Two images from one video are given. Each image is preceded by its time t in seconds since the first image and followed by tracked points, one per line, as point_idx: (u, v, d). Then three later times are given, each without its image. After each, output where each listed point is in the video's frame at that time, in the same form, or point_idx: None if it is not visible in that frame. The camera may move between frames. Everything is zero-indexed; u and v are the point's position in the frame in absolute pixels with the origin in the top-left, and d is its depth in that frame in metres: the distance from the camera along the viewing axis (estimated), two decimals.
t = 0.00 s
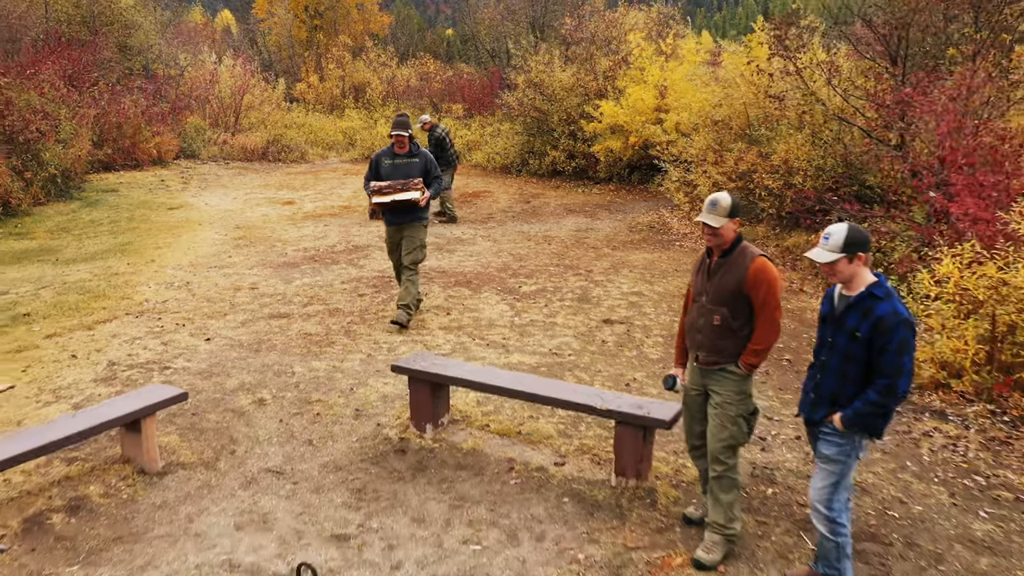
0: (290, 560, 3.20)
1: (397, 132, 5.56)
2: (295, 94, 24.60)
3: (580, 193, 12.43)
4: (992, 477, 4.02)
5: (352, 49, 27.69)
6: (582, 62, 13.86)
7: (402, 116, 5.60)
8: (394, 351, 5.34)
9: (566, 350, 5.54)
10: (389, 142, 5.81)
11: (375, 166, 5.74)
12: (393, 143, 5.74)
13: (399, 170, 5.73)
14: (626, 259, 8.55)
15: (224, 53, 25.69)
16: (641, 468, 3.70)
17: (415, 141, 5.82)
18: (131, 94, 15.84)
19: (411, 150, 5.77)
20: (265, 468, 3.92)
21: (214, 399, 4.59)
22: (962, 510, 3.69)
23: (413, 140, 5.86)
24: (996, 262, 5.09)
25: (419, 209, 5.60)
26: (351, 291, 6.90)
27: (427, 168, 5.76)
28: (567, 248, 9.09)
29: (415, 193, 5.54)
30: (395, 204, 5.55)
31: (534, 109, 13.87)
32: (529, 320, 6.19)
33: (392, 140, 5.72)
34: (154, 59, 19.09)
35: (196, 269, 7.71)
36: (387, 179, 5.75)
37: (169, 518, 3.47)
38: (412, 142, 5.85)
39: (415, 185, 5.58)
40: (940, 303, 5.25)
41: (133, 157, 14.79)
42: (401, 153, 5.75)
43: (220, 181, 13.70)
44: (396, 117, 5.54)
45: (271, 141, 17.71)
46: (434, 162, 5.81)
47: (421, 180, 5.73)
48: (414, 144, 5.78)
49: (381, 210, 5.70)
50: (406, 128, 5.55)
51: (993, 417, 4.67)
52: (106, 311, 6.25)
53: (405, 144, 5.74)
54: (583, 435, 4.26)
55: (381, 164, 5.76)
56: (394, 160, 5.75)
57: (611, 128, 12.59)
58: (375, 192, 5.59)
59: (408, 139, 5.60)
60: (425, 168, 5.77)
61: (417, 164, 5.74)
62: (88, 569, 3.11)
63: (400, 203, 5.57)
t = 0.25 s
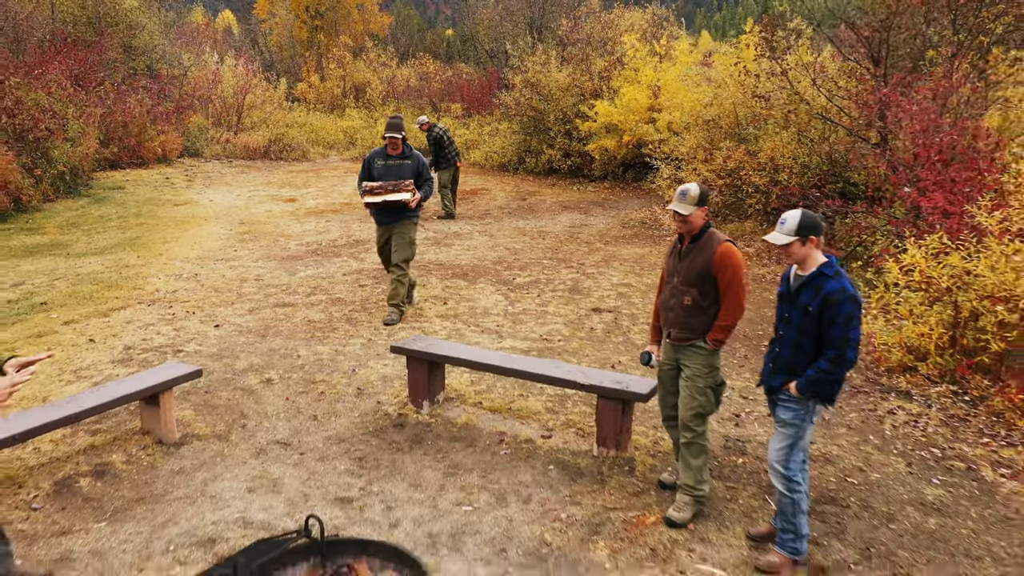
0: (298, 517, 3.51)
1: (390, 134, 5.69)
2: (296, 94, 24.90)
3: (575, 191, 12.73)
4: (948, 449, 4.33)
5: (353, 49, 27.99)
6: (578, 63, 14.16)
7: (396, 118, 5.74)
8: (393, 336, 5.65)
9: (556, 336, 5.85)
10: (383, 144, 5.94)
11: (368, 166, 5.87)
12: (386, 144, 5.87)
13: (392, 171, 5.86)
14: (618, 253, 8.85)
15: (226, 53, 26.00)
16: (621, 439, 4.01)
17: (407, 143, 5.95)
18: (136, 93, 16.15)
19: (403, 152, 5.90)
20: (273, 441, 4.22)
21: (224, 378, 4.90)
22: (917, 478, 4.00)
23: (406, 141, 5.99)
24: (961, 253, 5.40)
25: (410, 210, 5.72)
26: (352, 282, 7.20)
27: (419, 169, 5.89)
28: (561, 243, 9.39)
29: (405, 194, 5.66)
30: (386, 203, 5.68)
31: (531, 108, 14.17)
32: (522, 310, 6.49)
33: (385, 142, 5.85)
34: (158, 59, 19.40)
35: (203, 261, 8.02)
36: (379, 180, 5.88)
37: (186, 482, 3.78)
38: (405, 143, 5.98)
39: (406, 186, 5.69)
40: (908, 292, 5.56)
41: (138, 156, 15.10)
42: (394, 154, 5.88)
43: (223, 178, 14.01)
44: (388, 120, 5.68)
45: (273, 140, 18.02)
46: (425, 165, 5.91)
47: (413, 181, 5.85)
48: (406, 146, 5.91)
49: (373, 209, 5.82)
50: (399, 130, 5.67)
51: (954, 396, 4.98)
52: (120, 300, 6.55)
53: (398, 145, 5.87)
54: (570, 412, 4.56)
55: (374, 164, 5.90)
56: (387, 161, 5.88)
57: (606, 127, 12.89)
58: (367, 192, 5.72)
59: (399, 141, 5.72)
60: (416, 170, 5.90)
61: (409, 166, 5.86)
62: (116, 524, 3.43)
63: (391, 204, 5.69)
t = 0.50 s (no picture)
0: (304, 481, 3.83)
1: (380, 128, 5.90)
2: (297, 94, 25.22)
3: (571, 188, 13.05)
4: (908, 425, 4.65)
5: (353, 50, 28.29)
6: (574, 63, 14.48)
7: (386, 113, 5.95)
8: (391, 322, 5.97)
9: (546, 323, 6.17)
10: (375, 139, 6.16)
11: (361, 160, 6.08)
12: (378, 139, 6.09)
13: (383, 165, 6.06)
14: (609, 248, 9.17)
15: (228, 54, 26.32)
16: (603, 413, 4.34)
17: (399, 138, 6.17)
18: (141, 93, 16.48)
19: (394, 146, 6.10)
20: (280, 416, 4.54)
21: (234, 361, 5.21)
22: (877, 449, 4.33)
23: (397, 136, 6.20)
24: (928, 244, 5.73)
25: (400, 203, 5.89)
26: (353, 274, 7.52)
27: (410, 163, 6.08)
28: (555, 238, 9.71)
29: (396, 187, 5.84)
30: (377, 197, 5.84)
31: (527, 108, 14.48)
32: (515, 300, 6.81)
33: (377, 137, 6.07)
34: (162, 59, 19.72)
35: (210, 255, 8.34)
36: (371, 174, 6.08)
37: (201, 452, 4.10)
38: (397, 139, 6.19)
39: (396, 179, 5.87)
40: (879, 281, 5.88)
41: (143, 155, 15.43)
42: (386, 149, 6.09)
43: (227, 177, 14.33)
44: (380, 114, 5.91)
45: (275, 139, 18.34)
46: (417, 158, 6.11)
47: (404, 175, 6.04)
48: (397, 140, 6.12)
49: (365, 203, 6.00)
50: (389, 124, 5.89)
51: (919, 378, 5.31)
52: (131, 290, 6.87)
53: (389, 140, 6.08)
54: (557, 391, 4.88)
55: (366, 159, 6.11)
56: (379, 155, 6.09)
57: (600, 127, 13.21)
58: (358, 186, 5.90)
59: (390, 135, 5.93)
60: (407, 164, 6.10)
61: (400, 160, 6.07)
62: (139, 487, 3.75)
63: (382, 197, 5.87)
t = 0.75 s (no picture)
0: (310, 450, 4.17)
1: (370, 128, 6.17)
2: (298, 94, 25.55)
3: (566, 186, 13.39)
4: (872, 403, 4.99)
5: (353, 50, 28.62)
6: (570, 64, 14.82)
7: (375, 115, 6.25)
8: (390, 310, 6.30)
9: (537, 312, 6.50)
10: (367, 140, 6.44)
11: (353, 160, 6.36)
12: (370, 139, 6.38)
13: (374, 164, 6.34)
14: (601, 243, 9.50)
15: (230, 54, 26.66)
16: (587, 391, 4.67)
17: (389, 138, 6.47)
18: (146, 93, 16.83)
19: (384, 146, 6.39)
20: (287, 395, 4.87)
21: (242, 345, 5.55)
22: (841, 425, 4.66)
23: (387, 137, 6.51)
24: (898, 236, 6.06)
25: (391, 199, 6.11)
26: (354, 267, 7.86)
27: (400, 161, 6.37)
28: (550, 233, 10.05)
29: (386, 184, 6.06)
30: (368, 195, 6.07)
31: (524, 107, 14.81)
32: (509, 290, 7.14)
33: (367, 137, 6.37)
34: (165, 60, 20.07)
35: (216, 249, 8.67)
36: (363, 173, 6.35)
37: (214, 426, 4.43)
38: (387, 139, 6.49)
39: (386, 177, 6.09)
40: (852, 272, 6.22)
41: (148, 153, 15.77)
42: (376, 148, 6.38)
43: (230, 175, 14.67)
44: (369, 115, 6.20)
45: (277, 138, 18.68)
46: (407, 156, 6.40)
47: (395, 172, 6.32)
48: (387, 140, 6.42)
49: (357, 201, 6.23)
50: (379, 124, 6.19)
51: (886, 362, 5.64)
52: (143, 281, 7.21)
53: (380, 140, 6.37)
54: (546, 372, 5.21)
55: (358, 159, 6.39)
56: (370, 155, 6.37)
57: (595, 126, 13.55)
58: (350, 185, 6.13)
59: (382, 134, 6.21)
60: (398, 162, 6.39)
61: (390, 158, 6.35)
62: (158, 455, 4.08)
63: (373, 194, 6.10)
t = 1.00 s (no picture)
0: (315, 422, 4.52)
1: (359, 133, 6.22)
2: (299, 94, 25.90)
3: (561, 184, 13.74)
4: (839, 383, 5.34)
5: (354, 50, 28.97)
6: (565, 65, 15.16)
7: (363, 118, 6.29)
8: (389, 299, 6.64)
9: (529, 301, 6.84)
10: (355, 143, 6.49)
11: (343, 164, 6.43)
12: (358, 143, 6.43)
13: (364, 167, 6.42)
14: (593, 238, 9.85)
15: (232, 54, 27.00)
16: (572, 370, 5.03)
17: (378, 140, 6.53)
18: (151, 94, 17.19)
19: (374, 149, 6.47)
20: (293, 375, 5.22)
21: (250, 330, 5.90)
22: (808, 402, 5.01)
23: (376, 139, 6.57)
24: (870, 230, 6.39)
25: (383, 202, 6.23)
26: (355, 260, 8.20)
27: (390, 164, 6.45)
28: (544, 229, 10.40)
29: (377, 188, 6.18)
30: (360, 198, 6.18)
31: (521, 107, 15.15)
32: (503, 281, 7.49)
33: (356, 140, 6.43)
34: (169, 61, 20.41)
35: (223, 243, 9.02)
36: (353, 176, 6.43)
37: (226, 401, 4.78)
38: (375, 141, 6.55)
39: (377, 180, 6.20)
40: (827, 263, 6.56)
41: (153, 152, 16.13)
42: (366, 152, 6.45)
43: (234, 173, 15.02)
44: (358, 119, 6.24)
45: (279, 137, 19.02)
46: (396, 158, 6.48)
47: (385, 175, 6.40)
48: (376, 143, 6.48)
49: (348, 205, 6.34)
50: (367, 128, 6.23)
51: (857, 347, 5.98)
52: (154, 273, 7.56)
53: (368, 143, 6.43)
54: (535, 354, 5.57)
55: (348, 162, 6.46)
56: (359, 158, 6.45)
57: (590, 126, 13.90)
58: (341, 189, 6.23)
59: (371, 139, 6.25)
60: (387, 164, 6.46)
61: (380, 161, 6.43)
62: (175, 427, 4.43)
63: (364, 198, 6.22)
